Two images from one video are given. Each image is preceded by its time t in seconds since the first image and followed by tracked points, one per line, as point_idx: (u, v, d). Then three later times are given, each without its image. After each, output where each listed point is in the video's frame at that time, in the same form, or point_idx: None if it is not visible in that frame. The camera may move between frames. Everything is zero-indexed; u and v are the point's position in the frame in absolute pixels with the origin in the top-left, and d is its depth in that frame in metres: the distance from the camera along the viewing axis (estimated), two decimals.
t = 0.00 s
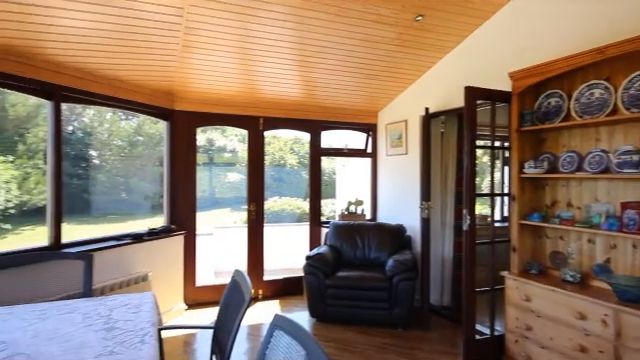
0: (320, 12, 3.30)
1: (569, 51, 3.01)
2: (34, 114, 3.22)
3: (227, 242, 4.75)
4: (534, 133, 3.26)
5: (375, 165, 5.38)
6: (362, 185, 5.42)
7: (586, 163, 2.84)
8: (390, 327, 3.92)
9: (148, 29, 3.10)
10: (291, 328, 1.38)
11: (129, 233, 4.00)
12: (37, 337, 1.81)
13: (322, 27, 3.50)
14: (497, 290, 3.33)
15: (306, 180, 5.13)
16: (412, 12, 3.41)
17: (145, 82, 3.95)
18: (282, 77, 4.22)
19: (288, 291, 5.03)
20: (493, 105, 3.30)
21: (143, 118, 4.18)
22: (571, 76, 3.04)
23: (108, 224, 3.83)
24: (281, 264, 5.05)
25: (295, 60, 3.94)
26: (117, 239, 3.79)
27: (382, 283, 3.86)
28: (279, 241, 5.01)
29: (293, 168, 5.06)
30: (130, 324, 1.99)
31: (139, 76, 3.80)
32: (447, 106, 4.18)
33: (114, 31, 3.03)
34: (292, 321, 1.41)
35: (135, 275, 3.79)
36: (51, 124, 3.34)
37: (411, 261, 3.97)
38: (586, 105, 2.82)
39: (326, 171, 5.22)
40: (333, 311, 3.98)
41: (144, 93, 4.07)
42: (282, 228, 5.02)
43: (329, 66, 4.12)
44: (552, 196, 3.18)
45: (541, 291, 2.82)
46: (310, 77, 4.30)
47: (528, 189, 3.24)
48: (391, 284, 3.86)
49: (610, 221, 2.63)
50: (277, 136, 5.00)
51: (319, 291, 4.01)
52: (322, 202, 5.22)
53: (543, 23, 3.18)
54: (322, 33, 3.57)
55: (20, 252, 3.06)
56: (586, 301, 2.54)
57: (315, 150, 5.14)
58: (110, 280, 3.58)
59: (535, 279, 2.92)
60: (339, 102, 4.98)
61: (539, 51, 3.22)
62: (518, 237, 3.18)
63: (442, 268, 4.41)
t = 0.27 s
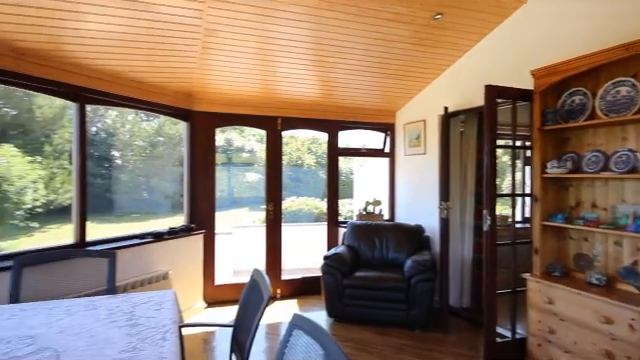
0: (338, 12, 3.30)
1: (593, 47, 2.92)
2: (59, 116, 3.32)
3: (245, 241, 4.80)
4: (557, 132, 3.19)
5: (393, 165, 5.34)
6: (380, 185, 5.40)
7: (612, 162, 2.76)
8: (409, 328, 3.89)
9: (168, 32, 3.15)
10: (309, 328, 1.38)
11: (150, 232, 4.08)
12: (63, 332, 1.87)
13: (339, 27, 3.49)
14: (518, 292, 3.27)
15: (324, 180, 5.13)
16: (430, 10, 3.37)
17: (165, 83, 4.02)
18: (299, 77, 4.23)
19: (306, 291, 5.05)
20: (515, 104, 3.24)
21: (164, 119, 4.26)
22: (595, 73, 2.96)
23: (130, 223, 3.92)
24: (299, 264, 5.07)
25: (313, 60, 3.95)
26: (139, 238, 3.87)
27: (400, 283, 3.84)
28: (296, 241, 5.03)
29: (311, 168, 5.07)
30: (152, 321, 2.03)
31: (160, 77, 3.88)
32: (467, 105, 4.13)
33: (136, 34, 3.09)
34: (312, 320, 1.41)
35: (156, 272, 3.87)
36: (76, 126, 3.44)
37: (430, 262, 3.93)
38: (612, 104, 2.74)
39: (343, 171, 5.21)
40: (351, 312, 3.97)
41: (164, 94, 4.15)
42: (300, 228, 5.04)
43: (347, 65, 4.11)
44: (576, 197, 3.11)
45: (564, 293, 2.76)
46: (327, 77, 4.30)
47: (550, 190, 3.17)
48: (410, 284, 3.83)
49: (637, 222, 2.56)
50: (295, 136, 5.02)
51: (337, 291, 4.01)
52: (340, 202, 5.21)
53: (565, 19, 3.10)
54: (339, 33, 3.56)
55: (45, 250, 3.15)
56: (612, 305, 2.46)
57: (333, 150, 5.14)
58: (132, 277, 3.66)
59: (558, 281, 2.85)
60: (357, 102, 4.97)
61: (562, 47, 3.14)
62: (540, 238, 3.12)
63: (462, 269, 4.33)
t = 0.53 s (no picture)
0: (358, 11, 3.28)
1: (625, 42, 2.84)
2: (87, 117, 3.42)
3: (266, 240, 4.84)
4: (585, 131, 3.09)
5: (414, 165, 5.30)
6: (401, 185, 5.35)
7: None
8: (430, 330, 3.85)
9: (191, 34, 3.20)
10: (330, 327, 1.38)
11: (174, 231, 4.16)
12: (92, 327, 1.92)
13: (359, 26, 3.47)
14: (544, 295, 3.19)
15: (344, 180, 5.12)
16: (453, 8, 3.32)
17: (188, 84, 4.10)
18: (320, 77, 4.24)
19: (326, 291, 5.05)
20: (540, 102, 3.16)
21: (186, 120, 4.33)
22: (627, 69, 2.86)
23: (154, 222, 4.01)
24: (319, 264, 5.08)
25: (333, 60, 3.95)
26: (163, 237, 3.96)
27: (421, 284, 3.80)
28: (317, 241, 5.04)
29: (331, 168, 5.07)
30: (176, 318, 2.07)
31: (183, 78, 3.95)
32: (490, 103, 4.05)
33: (160, 37, 3.15)
34: (332, 319, 1.41)
35: (179, 271, 3.94)
36: (103, 127, 3.54)
37: (452, 263, 3.88)
38: None
39: (363, 170, 5.19)
40: (372, 312, 3.95)
41: (187, 95, 4.22)
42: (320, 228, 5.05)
43: (367, 65, 4.09)
44: (605, 197, 3.00)
45: (593, 297, 2.67)
46: (347, 77, 4.29)
47: (578, 190, 3.08)
48: (431, 285, 3.79)
49: None
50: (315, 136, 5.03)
51: (357, 291, 4.00)
52: (360, 202, 5.20)
53: (596, 14, 3.02)
54: (360, 32, 3.55)
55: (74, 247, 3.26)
56: None
57: (353, 150, 5.12)
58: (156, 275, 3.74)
59: (587, 284, 2.76)
60: (377, 101, 4.94)
61: (591, 43, 3.07)
62: (567, 240, 3.02)
63: (485, 271, 4.30)
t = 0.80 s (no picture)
0: (379, 10, 3.25)
1: None
2: (113, 119, 3.51)
3: (287, 240, 4.87)
4: (615, 129, 2.99)
5: (436, 165, 5.23)
6: (422, 185, 5.30)
7: None
8: (453, 332, 3.79)
9: (213, 36, 3.25)
10: (350, 327, 1.39)
11: (196, 230, 4.23)
12: (119, 323, 1.98)
13: (380, 26, 3.45)
14: (571, 298, 3.10)
15: (364, 180, 5.11)
16: (476, 5, 3.26)
17: (210, 86, 4.16)
18: (340, 77, 4.23)
19: (346, 291, 5.04)
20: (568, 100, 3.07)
21: (209, 121, 4.40)
22: None
23: (177, 221, 4.08)
24: (339, 263, 5.07)
25: (353, 60, 3.94)
26: (186, 236, 4.04)
27: (443, 285, 3.76)
28: (337, 240, 5.04)
29: (351, 168, 5.06)
30: (200, 316, 2.11)
31: (206, 80, 4.01)
32: (515, 101, 3.96)
33: (183, 40, 3.21)
34: (353, 319, 1.41)
35: (202, 269, 4.01)
36: (129, 128, 3.63)
37: (475, 264, 3.82)
38: None
39: (384, 170, 5.16)
40: (393, 313, 3.93)
41: (209, 96, 4.29)
42: (340, 228, 5.05)
43: (388, 64, 4.06)
44: (637, 198, 2.89)
45: (623, 301, 2.58)
46: (368, 76, 4.27)
47: (607, 191, 2.98)
48: (454, 287, 3.74)
49: None
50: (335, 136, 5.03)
51: (378, 291, 3.98)
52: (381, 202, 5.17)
53: (627, 9, 2.91)
54: (381, 32, 3.53)
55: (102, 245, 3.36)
56: None
57: (373, 150, 5.10)
58: (179, 273, 3.81)
59: (617, 288, 2.67)
60: (398, 101, 4.90)
61: (622, 38, 2.95)
62: (596, 242, 2.92)
63: (509, 273, 4.22)
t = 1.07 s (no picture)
0: (401, 9, 3.22)
1: None
2: (139, 120, 3.60)
3: (308, 239, 4.88)
4: None
5: (458, 164, 5.15)
6: (445, 185, 5.23)
7: None
8: (476, 334, 3.73)
9: (235, 38, 3.28)
10: (372, 327, 1.38)
11: (219, 229, 4.29)
12: (146, 319, 2.02)
13: (401, 24, 3.41)
14: (602, 302, 3.00)
15: (386, 179, 5.08)
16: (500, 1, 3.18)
17: (232, 86, 4.21)
18: (361, 76, 4.22)
19: (367, 291, 5.02)
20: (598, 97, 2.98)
21: (231, 121, 4.45)
22: None
23: (201, 220, 4.16)
24: (360, 263, 5.05)
25: (374, 59, 3.91)
26: (209, 234, 4.10)
27: (466, 287, 3.70)
28: (358, 240, 5.02)
29: (372, 168, 5.04)
30: (223, 313, 2.14)
31: (228, 81, 4.06)
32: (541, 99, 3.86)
33: (206, 41, 3.25)
34: (376, 319, 1.40)
35: (224, 268, 4.07)
36: (154, 129, 3.71)
37: (499, 266, 3.74)
38: None
39: (405, 170, 5.11)
40: (414, 314, 3.90)
41: (231, 97, 4.34)
42: (361, 228, 5.03)
43: (409, 63, 4.02)
44: None
45: None
46: (389, 76, 4.24)
47: None
48: (477, 289, 3.67)
49: None
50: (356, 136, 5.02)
51: (399, 292, 3.95)
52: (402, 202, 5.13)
53: None
54: (402, 30, 3.49)
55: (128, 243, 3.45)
56: None
57: (395, 150, 5.06)
58: (202, 271, 3.88)
59: None
60: (420, 100, 4.84)
61: None
62: (627, 245, 2.79)
63: (536, 276, 4.14)
